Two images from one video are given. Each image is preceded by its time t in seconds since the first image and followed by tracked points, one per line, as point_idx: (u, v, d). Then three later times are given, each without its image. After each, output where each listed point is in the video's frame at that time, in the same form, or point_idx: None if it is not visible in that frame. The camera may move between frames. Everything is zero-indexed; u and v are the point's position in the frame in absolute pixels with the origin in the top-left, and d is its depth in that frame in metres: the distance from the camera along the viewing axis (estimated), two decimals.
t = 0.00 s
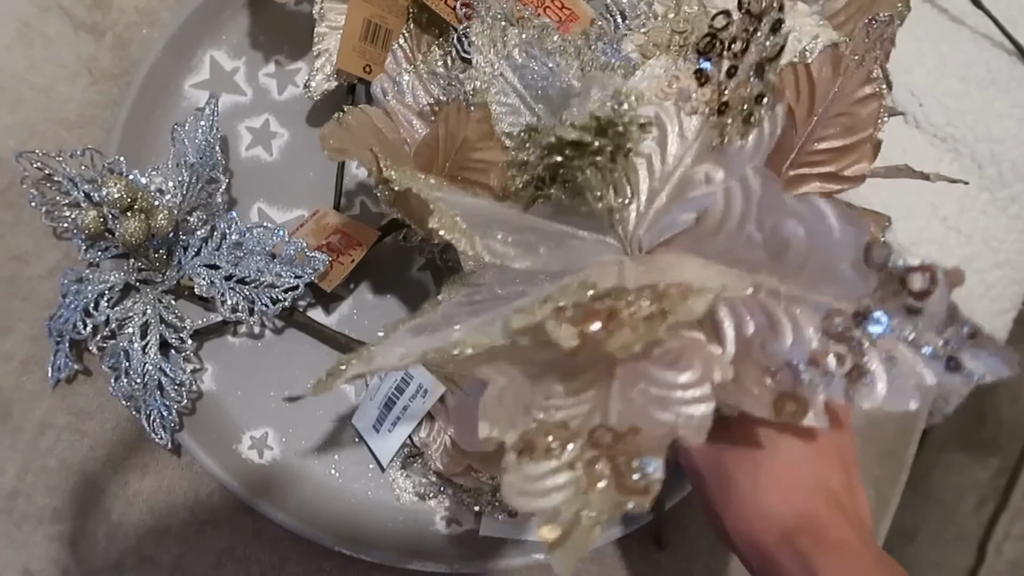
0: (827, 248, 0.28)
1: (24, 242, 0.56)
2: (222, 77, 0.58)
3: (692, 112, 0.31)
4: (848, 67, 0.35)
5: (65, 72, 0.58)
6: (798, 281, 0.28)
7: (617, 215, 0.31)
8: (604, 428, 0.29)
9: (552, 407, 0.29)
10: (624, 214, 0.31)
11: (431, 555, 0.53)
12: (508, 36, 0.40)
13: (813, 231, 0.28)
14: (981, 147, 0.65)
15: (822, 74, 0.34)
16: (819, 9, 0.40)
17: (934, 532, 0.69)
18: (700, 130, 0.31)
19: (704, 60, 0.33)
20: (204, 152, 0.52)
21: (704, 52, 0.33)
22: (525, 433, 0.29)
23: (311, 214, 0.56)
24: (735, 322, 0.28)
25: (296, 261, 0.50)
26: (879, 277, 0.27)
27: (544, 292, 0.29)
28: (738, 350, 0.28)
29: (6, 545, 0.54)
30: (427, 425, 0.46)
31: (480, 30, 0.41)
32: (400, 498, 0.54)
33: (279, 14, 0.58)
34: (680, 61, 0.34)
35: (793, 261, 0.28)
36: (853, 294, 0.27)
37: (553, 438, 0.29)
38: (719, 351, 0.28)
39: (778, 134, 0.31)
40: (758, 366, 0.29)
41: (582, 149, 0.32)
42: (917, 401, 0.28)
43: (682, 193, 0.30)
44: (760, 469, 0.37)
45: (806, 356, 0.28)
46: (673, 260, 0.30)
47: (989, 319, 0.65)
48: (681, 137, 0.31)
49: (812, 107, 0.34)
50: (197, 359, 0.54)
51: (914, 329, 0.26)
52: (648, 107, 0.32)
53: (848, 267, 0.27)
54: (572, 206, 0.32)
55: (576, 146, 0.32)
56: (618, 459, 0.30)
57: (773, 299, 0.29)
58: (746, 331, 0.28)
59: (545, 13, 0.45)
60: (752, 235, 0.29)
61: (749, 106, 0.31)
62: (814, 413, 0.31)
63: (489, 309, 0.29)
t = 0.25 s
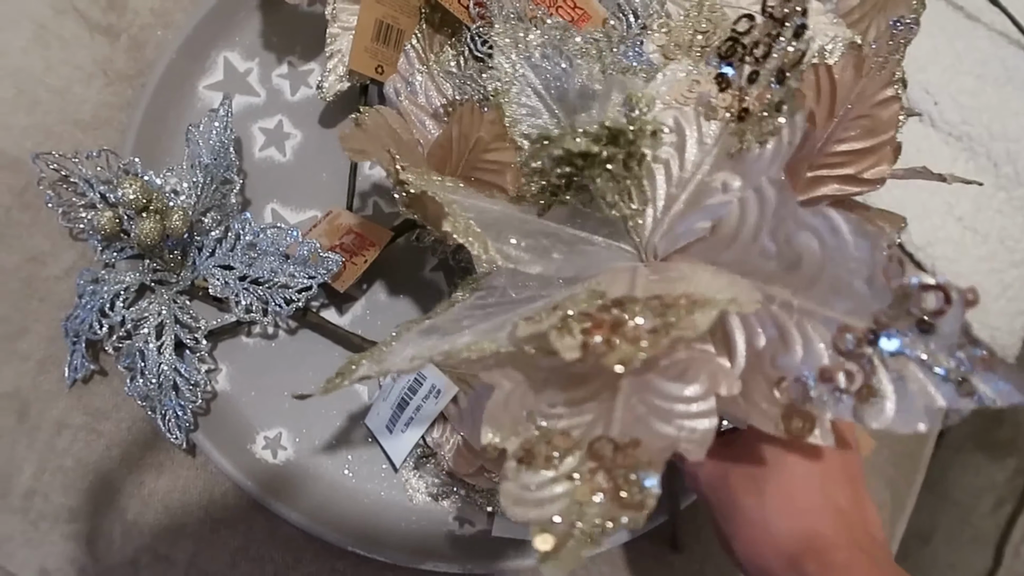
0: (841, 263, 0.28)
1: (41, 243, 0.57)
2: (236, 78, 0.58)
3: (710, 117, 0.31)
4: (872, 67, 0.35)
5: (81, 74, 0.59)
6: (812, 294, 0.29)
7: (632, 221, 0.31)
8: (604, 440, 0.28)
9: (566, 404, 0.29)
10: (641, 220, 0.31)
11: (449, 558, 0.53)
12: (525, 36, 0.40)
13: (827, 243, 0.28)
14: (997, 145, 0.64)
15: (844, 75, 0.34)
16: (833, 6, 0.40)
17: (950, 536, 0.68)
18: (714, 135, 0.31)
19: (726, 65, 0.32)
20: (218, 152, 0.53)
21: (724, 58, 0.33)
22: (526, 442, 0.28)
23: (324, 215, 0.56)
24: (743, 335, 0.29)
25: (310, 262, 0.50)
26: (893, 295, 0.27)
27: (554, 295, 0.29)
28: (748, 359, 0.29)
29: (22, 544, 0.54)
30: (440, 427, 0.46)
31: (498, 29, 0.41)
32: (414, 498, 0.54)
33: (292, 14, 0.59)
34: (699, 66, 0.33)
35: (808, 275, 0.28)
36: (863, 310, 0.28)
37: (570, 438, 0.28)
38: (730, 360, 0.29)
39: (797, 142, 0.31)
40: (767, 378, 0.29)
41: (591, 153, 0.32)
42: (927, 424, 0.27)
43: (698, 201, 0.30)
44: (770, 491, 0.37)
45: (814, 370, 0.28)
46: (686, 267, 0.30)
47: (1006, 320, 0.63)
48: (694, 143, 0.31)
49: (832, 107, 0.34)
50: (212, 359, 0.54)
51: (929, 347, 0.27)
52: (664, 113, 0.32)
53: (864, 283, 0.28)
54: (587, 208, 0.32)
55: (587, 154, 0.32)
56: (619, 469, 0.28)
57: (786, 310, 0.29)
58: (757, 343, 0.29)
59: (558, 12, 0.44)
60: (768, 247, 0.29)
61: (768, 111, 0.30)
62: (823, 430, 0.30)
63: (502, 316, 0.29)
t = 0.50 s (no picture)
0: (803, 284, 0.26)
1: (49, 245, 0.57)
2: (241, 80, 0.59)
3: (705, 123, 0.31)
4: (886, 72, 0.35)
5: (88, 77, 0.59)
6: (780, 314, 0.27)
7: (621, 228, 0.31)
8: (557, 450, 0.29)
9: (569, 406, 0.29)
10: (628, 228, 0.31)
11: (449, 558, 0.53)
12: (538, 36, 0.40)
13: (792, 265, 0.26)
14: (1002, 147, 0.64)
15: (856, 78, 0.35)
16: (839, 8, 0.41)
17: (958, 535, 0.69)
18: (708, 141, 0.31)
19: (721, 71, 0.30)
20: (225, 156, 0.53)
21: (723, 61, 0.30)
22: (485, 443, 0.29)
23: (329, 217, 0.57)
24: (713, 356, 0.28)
25: (317, 264, 0.51)
26: (849, 324, 0.26)
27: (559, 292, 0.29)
28: (717, 376, 0.29)
29: (30, 545, 0.54)
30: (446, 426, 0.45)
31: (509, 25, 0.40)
32: (420, 498, 0.54)
33: (299, 18, 0.59)
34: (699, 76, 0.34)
35: (776, 296, 0.27)
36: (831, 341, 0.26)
37: (528, 442, 0.29)
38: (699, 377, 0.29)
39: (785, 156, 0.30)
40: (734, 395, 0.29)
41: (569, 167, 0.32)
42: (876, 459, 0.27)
43: (686, 210, 0.30)
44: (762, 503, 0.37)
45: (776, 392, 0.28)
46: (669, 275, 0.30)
47: (1010, 320, 0.63)
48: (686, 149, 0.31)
49: (844, 110, 0.35)
50: (218, 361, 0.54)
51: (882, 383, 0.26)
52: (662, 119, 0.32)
53: (823, 306, 0.26)
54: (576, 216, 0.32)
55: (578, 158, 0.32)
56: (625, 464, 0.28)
57: (756, 330, 0.28)
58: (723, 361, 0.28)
59: (562, 15, 0.44)
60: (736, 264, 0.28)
61: (757, 123, 0.29)
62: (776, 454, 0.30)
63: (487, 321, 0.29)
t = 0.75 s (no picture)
0: (828, 262, 0.27)
1: (53, 243, 0.57)
2: (246, 77, 0.58)
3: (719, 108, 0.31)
4: (891, 66, 0.35)
5: (93, 73, 0.59)
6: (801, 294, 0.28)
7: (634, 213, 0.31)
8: (584, 435, 0.28)
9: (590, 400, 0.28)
10: (641, 214, 0.31)
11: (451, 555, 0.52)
12: (541, 29, 0.39)
13: (818, 242, 0.27)
14: (1011, 142, 0.63)
15: (862, 70, 0.35)
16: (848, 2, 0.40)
17: (961, 533, 0.66)
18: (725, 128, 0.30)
19: (732, 55, 0.30)
20: (231, 152, 0.53)
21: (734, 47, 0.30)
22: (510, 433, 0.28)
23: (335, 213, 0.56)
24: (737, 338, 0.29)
25: (323, 261, 0.51)
26: (880, 298, 0.26)
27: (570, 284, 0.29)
28: (740, 359, 0.29)
29: (35, 543, 0.54)
30: (453, 418, 0.45)
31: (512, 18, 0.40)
32: (426, 495, 0.53)
33: (304, 14, 0.59)
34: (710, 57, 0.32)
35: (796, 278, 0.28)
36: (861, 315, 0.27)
37: (554, 428, 0.28)
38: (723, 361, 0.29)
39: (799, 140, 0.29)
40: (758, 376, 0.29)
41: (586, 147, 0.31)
42: (909, 434, 0.27)
43: (700, 195, 0.30)
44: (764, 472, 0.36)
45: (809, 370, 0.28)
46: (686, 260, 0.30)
47: (1019, 316, 0.62)
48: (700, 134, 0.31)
49: (850, 104, 0.35)
50: (224, 358, 0.54)
51: (914, 355, 0.26)
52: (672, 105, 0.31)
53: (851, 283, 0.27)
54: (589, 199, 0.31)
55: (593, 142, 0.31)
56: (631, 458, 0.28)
57: (780, 310, 0.28)
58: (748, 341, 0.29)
59: (571, 9, 0.44)
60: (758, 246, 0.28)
61: (773, 106, 0.29)
62: (808, 435, 0.30)
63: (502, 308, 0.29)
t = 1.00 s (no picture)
0: (859, 241, 0.26)
1: (59, 243, 0.57)
2: (252, 77, 0.58)
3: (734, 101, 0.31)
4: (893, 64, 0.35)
5: (98, 74, 0.59)
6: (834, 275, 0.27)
7: (654, 207, 0.30)
8: (630, 429, 0.28)
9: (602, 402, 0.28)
10: (663, 207, 0.30)
11: (453, 555, 0.53)
12: (542, 29, 0.39)
13: (852, 221, 0.27)
14: (1017, 142, 0.63)
15: (866, 69, 0.35)
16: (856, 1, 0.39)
17: (968, 534, 0.66)
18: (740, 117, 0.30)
19: (745, 49, 0.32)
20: (237, 152, 0.53)
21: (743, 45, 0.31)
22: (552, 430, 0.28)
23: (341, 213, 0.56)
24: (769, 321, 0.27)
25: (329, 261, 0.51)
26: (919, 272, 0.26)
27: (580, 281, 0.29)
28: (769, 342, 0.27)
29: (41, 543, 0.54)
30: (459, 426, 0.45)
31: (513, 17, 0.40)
32: (432, 496, 0.54)
33: (309, 14, 0.59)
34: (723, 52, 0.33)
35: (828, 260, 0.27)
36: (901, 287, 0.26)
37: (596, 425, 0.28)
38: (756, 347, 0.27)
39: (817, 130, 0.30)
40: (791, 363, 0.27)
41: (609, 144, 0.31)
42: (952, 403, 0.27)
43: (721, 184, 0.29)
44: (773, 430, 0.31)
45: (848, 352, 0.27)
46: (709, 250, 0.29)
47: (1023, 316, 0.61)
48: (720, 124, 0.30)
49: (854, 100, 0.35)
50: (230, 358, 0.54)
51: (954, 327, 0.26)
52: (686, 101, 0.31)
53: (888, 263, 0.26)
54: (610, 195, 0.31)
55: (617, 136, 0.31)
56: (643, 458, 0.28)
57: (811, 293, 0.27)
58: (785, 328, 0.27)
59: (576, 8, 0.43)
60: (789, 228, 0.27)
61: (791, 94, 0.30)
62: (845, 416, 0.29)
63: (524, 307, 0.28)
